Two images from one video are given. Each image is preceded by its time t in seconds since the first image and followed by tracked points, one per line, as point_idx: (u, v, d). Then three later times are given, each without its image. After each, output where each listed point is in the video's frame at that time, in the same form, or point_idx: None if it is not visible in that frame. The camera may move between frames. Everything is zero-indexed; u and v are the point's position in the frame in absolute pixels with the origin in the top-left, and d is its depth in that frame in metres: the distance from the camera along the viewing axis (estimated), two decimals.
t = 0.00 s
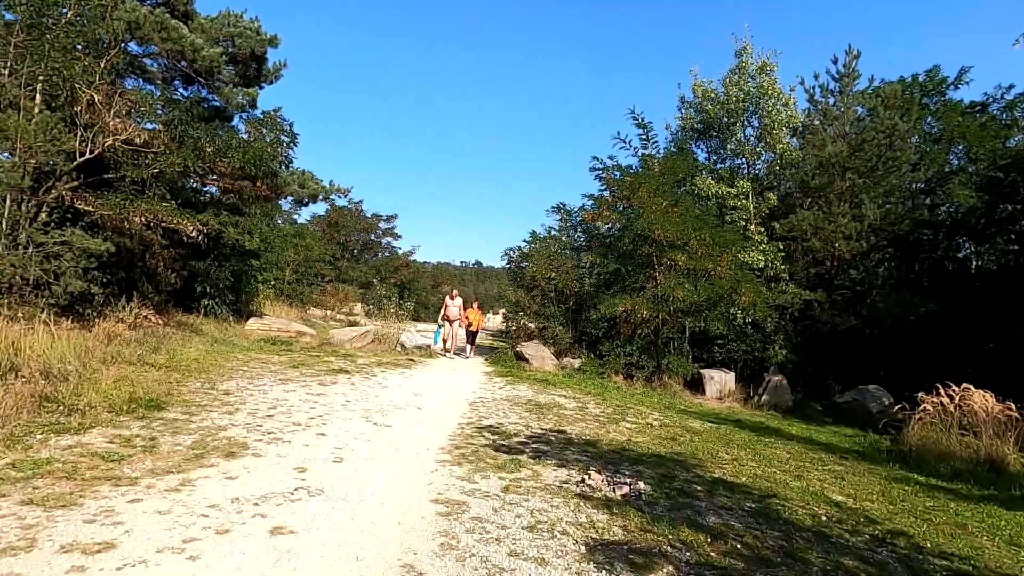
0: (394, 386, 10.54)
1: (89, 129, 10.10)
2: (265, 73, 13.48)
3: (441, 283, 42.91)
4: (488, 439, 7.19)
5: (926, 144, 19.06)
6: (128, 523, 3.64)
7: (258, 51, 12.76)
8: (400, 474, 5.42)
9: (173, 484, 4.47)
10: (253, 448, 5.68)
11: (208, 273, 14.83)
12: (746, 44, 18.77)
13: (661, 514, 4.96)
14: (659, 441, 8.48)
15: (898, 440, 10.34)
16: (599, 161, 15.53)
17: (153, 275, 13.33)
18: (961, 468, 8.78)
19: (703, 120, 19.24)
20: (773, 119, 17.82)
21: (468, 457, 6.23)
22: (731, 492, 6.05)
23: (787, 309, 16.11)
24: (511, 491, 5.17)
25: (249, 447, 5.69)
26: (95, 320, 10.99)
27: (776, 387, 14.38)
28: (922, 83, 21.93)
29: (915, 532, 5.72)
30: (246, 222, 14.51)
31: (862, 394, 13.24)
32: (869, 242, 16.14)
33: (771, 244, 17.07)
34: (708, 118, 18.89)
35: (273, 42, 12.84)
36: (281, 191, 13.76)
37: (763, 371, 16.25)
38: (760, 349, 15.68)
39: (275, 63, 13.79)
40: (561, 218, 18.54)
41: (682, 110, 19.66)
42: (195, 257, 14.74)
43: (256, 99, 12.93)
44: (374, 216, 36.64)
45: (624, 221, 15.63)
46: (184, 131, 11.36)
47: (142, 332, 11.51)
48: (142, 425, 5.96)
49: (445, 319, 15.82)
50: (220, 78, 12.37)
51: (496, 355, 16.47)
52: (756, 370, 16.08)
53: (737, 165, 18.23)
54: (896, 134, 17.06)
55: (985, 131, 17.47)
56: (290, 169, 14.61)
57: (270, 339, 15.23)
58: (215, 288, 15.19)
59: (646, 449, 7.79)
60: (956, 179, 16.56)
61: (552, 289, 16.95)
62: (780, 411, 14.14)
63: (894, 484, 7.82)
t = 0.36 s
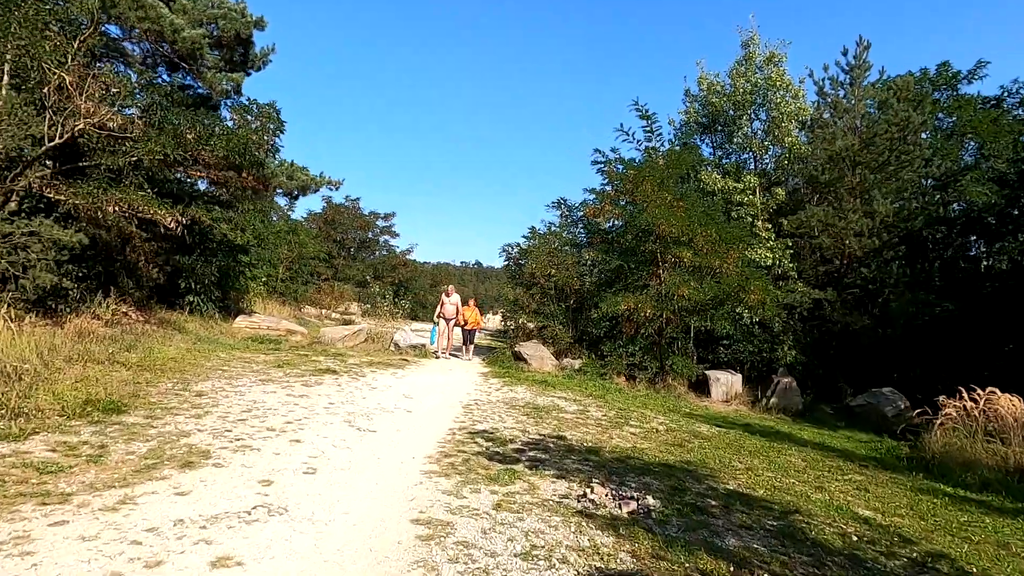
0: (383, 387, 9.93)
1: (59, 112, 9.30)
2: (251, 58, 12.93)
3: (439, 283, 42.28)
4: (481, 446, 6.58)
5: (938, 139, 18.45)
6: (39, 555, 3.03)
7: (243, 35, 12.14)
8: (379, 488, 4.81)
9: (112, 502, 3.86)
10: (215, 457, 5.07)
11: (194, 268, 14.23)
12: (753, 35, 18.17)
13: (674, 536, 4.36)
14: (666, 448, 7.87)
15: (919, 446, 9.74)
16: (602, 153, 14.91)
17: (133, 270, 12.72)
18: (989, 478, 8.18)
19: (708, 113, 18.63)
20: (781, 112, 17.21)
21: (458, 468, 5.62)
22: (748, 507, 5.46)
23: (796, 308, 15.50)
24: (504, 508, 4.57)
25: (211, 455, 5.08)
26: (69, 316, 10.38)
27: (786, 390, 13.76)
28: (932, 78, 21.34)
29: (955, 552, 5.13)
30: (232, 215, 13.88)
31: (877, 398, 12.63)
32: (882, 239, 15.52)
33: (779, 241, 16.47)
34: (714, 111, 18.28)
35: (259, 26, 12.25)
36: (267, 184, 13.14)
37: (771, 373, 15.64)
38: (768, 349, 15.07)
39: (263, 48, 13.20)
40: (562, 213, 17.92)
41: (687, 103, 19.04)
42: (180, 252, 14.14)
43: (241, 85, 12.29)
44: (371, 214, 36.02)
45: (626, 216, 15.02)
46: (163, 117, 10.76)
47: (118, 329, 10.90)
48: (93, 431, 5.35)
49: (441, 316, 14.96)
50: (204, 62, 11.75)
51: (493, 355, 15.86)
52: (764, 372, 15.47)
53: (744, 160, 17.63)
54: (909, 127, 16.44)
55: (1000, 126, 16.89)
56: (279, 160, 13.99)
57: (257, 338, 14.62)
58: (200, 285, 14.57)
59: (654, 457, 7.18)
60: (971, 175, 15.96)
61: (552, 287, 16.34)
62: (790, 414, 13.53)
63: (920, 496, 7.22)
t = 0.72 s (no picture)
0: (372, 396, 9.32)
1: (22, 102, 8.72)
2: (237, 49, 12.43)
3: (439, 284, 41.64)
4: (472, 466, 5.97)
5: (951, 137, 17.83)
6: None
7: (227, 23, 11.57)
8: (352, 522, 4.21)
9: (27, 547, 3.27)
10: (167, 484, 4.47)
11: (178, 268, 13.65)
12: (760, 29, 17.58)
13: None
14: (675, 465, 7.25)
15: (943, 460, 9.13)
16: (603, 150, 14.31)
17: (112, 271, 12.15)
18: None
19: (713, 110, 18.04)
20: (789, 108, 16.64)
21: (445, 494, 5.01)
22: (771, 540, 4.83)
23: (805, 312, 14.91)
24: (494, 547, 3.95)
25: (162, 482, 4.48)
26: (38, 320, 9.79)
27: (796, 397, 13.16)
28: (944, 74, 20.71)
29: None
30: (218, 213, 13.31)
31: (893, 407, 12.01)
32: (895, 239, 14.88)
33: (788, 241, 15.86)
34: (719, 107, 17.69)
35: (244, 14, 11.68)
36: (254, 180, 12.56)
37: (780, 379, 15.04)
38: (777, 355, 14.46)
39: (250, 39, 12.65)
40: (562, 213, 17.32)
41: (691, 99, 18.45)
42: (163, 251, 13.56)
43: (226, 76, 11.69)
44: (369, 214, 35.43)
45: (630, 215, 14.43)
46: (141, 109, 10.19)
47: (92, 334, 10.32)
48: (33, 452, 4.76)
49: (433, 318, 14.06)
50: (186, 52, 11.17)
51: (491, 360, 15.26)
52: (772, 378, 14.88)
53: (751, 158, 17.03)
54: (924, 123, 15.79)
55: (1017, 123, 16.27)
56: (266, 156, 13.40)
57: (245, 341, 14.03)
58: (185, 286, 13.98)
59: (662, 476, 6.55)
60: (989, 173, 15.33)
61: (551, 289, 15.76)
62: (800, 423, 12.93)
63: (953, 520, 6.60)
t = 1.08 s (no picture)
0: (365, 402, 8.71)
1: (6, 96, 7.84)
2: (227, 35, 11.91)
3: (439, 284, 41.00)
4: (471, 486, 5.36)
5: (970, 133, 17.20)
6: None
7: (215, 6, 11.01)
8: (330, 559, 3.59)
9: None
10: (118, 511, 3.86)
11: (165, 265, 13.05)
12: (772, 20, 16.96)
13: None
14: (692, 481, 6.63)
15: (977, 475, 8.51)
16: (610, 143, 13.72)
17: (94, 267, 11.56)
18: None
19: (723, 104, 17.43)
20: (803, 102, 16.03)
21: (439, 521, 4.40)
22: None
23: (819, 314, 14.29)
24: None
25: (112, 509, 3.88)
26: (11, 318, 9.21)
27: (812, 403, 12.55)
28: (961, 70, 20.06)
29: None
30: (207, 208, 12.72)
31: (916, 415, 11.39)
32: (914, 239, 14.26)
33: (801, 241, 15.26)
34: (730, 101, 17.08)
35: None
36: (244, 174, 11.95)
37: (793, 385, 14.44)
38: (790, 358, 13.85)
39: (241, 25, 12.09)
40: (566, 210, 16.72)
41: (701, 93, 17.82)
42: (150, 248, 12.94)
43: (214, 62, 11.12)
44: (369, 212, 34.82)
45: (637, 212, 13.82)
46: (125, 95, 9.64)
47: (69, 334, 9.74)
48: None
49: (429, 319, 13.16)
50: (171, 36, 10.61)
51: (492, 362, 14.67)
52: (786, 384, 14.27)
53: (762, 154, 16.42)
54: (945, 117, 15.16)
55: None
56: (258, 149, 12.81)
57: (235, 342, 13.44)
58: (172, 284, 13.39)
59: (681, 495, 5.93)
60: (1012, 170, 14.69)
61: (555, 289, 15.15)
62: (816, 430, 12.32)
63: (1001, 545, 5.98)
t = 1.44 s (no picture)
0: (356, 407, 8.11)
1: None
2: (215, 20, 11.35)
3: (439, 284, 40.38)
4: (469, 505, 4.77)
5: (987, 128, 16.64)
6: None
7: None
8: None
9: None
10: (51, 542, 3.26)
11: (151, 261, 12.47)
12: (783, 10, 16.39)
13: None
14: (712, 495, 6.06)
15: (1012, 487, 7.95)
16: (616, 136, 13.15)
17: (74, 263, 10.97)
18: None
19: (732, 97, 16.85)
20: (816, 95, 15.44)
21: (433, 550, 3.80)
22: None
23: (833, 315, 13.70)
24: None
25: (46, 540, 3.28)
26: None
27: (828, 408, 11.96)
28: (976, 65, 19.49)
29: None
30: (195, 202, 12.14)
31: (939, 422, 10.81)
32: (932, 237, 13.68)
33: (813, 239, 14.69)
34: (739, 95, 16.51)
35: None
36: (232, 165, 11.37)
37: (807, 389, 13.87)
38: (803, 361, 13.27)
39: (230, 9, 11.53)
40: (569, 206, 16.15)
41: (709, 86, 17.26)
42: (135, 242, 12.53)
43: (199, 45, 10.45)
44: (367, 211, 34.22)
45: (645, 208, 13.25)
46: (103, 79, 9.01)
47: (42, 332, 9.14)
48: None
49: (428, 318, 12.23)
50: (154, 19, 10.07)
51: (492, 364, 14.08)
52: (799, 387, 13.70)
53: (773, 149, 15.86)
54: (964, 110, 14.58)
55: None
56: (248, 139, 12.23)
57: (224, 341, 12.85)
58: (158, 281, 12.80)
59: (702, 515, 5.34)
60: None
61: (558, 287, 14.56)
62: (833, 437, 11.75)
63: None
